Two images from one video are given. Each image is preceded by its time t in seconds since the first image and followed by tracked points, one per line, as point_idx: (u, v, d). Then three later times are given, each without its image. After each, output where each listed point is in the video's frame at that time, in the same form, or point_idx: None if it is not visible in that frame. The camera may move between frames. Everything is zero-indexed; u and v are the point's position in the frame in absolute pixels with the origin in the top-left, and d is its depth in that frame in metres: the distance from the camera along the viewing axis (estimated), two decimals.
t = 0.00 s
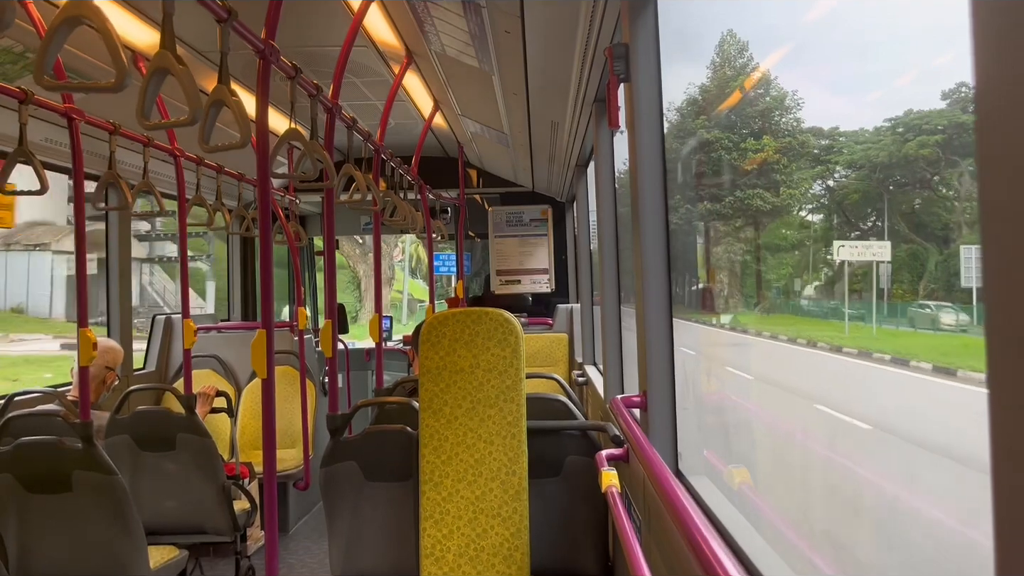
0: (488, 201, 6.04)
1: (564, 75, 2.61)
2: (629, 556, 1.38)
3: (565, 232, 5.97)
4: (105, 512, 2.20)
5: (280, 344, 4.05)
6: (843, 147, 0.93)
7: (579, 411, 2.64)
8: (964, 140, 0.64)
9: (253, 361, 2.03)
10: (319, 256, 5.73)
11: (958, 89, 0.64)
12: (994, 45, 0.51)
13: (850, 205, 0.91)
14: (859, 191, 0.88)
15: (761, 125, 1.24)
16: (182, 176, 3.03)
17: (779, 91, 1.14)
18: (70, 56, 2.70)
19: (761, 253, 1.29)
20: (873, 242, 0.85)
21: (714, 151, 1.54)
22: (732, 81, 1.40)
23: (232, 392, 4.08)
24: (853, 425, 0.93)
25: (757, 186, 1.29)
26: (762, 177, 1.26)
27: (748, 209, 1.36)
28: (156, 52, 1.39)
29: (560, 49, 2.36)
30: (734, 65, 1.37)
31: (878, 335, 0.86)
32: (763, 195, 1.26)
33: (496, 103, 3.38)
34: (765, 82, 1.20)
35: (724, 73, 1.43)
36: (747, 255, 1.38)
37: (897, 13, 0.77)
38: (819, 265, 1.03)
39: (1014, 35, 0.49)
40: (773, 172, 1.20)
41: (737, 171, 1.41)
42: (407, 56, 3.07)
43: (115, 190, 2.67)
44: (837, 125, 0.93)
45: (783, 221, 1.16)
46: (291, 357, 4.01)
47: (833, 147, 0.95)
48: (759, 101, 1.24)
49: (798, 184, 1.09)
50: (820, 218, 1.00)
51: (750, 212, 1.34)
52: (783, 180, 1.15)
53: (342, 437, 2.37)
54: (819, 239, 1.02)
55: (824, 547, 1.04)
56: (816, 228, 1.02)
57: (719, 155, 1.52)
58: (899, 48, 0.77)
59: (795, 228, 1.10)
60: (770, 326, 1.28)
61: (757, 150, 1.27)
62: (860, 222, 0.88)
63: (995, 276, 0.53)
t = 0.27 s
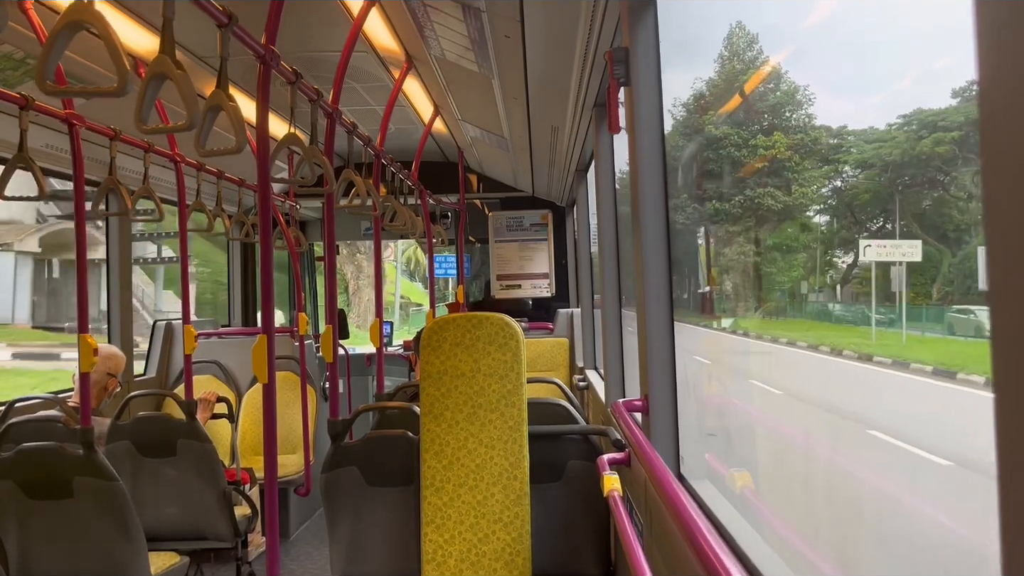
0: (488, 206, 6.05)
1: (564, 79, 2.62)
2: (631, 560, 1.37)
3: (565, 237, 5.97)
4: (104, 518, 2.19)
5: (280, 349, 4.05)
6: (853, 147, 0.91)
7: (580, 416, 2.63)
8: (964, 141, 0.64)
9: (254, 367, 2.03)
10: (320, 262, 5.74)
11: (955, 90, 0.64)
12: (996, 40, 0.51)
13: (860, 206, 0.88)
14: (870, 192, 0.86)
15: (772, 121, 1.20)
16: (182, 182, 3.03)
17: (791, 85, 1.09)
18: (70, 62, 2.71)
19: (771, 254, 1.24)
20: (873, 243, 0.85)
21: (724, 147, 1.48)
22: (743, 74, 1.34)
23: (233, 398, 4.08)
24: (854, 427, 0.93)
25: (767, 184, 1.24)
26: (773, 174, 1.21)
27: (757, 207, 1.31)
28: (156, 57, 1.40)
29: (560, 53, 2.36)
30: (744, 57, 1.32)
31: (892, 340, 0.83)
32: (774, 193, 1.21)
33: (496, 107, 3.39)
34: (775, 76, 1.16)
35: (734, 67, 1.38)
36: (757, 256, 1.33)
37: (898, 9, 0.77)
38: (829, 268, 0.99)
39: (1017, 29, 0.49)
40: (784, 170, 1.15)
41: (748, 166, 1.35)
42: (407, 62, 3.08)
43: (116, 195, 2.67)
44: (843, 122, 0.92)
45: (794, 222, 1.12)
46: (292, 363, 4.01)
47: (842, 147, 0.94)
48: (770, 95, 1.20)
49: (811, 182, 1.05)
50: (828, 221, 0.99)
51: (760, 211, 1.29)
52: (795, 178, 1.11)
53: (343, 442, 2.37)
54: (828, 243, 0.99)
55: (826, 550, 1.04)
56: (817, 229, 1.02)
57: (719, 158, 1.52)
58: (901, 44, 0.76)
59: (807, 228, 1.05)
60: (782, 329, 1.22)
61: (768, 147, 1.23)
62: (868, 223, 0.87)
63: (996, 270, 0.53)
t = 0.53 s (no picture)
0: (487, 214, 6.06)
1: (562, 88, 2.62)
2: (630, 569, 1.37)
3: (564, 245, 5.98)
4: (103, 529, 2.19)
5: (280, 358, 4.05)
6: (861, 148, 0.88)
7: (580, 424, 2.63)
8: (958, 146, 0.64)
9: (253, 376, 2.03)
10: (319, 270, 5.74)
11: (951, 99, 0.64)
12: (992, 47, 0.52)
13: (870, 207, 0.85)
14: (881, 192, 0.82)
15: (782, 118, 1.14)
16: (181, 191, 3.04)
17: (802, 81, 1.04)
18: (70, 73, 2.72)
19: (782, 256, 1.18)
20: (871, 251, 0.86)
21: (733, 145, 1.42)
22: (752, 69, 1.28)
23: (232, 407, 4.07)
24: (853, 434, 0.93)
25: (778, 183, 1.18)
26: (785, 173, 1.15)
27: (768, 208, 1.25)
28: (155, 67, 1.40)
29: (558, 62, 2.37)
30: (753, 52, 1.26)
31: (890, 346, 0.83)
32: (786, 193, 1.15)
33: (494, 116, 3.40)
34: (785, 72, 1.10)
35: (742, 61, 1.31)
36: (767, 259, 1.27)
37: (896, 13, 0.77)
38: (836, 271, 0.96)
39: (1013, 36, 0.50)
40: (797, 168, 1.10)
41: (756, 166, 1.30)
42: (406, 71, 3.09)
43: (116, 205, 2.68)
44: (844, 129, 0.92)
45: (806, 222, 1.07)
46: (291, 372, 4.00)
47: (851, 147, 0.91)
48: (780, 91, 1.14)
49: (824, 181, 1.00)
50: (837, 223, 0.96)
51: (771, 212, 1.23)
52: (808, 176, 1.06)
53: (343, 451, 2.37)
54: (835, 245, 0.96)
55: (825, 558, 1.04)
56: (815, 237, 1.03)
57: (718, 166, 1.53)
58: (899, 49, 0.76)
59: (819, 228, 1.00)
60: (793, 336, 1.17)
61: (778, 145, 1.17)
62: (875, 224, 0.84)
63: (993, 277, 0.53)
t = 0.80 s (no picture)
0: (486, 219, 6.06)
1: (560, 92, 2.62)
2: None
3: (563, 250, 5.98)
4: (100, 536, 2.17)
5: (278, 364, 4.04)
6: (865, 150, 0.86)
7: (579, 430, 2.62)
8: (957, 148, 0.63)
9: (250, 382, 2.02)
10: (317, 276, 5.74)
11: (951, 102, 0.64)
12: (992, 47, 0.51)
13: (881, 208, 0.81)
14: (892, 193, 0.79)
15: (794, 113, 1.08)
16: (179, 197, 3.03)
17: (815, 74, 0.99)
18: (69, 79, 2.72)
19: (793, 259, 1.11)
20: (868, 256, 0.85)
21: (742, 142, 1.35)
22: (762, 62, 1.21)
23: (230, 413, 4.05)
24: (853, 439, 0.93)
25: (790, 182, 1.11)
26: (797, 171, 1.08)
27: (780, 208, 1.17)
28: (154, 74, 1.40)
29: (556, 67, 2.37)
30: (762, 44, 1.19)
31: (887, 351, 0.83)
32: (798, 191, 1.08)
33: (493, 122, 3.40)
34: (796, 64, 1.05)
35: (752, 54, 1.24)
36: (777, 262, 1.19)
37: (895, 14, 0.76)
38: (838, 274, 0.94)
39: (1012, 38, 0.49)
40: (810, 165, 1.03)
41: (763, 166, 1.24)
42: (404, 76, 3.09)
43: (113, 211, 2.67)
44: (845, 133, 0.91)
45: (820, 223, 1.00)
46: (289, 377, 4.00)
47: (855, 148, 0.89)
48: (791, 85, 1.09)
49: (834, 181, 0.95)
50: (835, 229, 0.95)
51: (783, 212, 1.15)
52: (822, 174, 0.99)
53: (340, 457, 2.35)
54: (833, 249, 0.95)
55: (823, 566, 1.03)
56: (813, 240, 1.02)
57: (715, 170, 1.53)
58: (899, 51, 0.76)
59: (831, 229, 0.95)
60: (804, 342, 1.10)
61: (789, 142, 1.11)
62: (887, 226, 0.80)
63: (992, 280, 0.53)
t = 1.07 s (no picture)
0: (487, 219, 6.06)
1: (562, 92, 2.62)
2: None
3: (564, 251, 5.98)
4: (101, 534, 2.18)
5: (279, 363, 4.05)
6: (866, 152, 0.86)
7: (580, 430, 2.62)
8: (959, 151, 0.64)
9: (252, 380, 2.02)
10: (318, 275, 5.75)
11: (952, 104, 0.64)
12: (994, 51, 0.52)
13: (883, 210, 0.82)
14: (900, 193, 0.78)
15: (808, 106, 1.04)
16: (182, 196, 3.03)
17: (828, 66, 0.95)
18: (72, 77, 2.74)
19: (806, 260, 1.07)
20: (871, 258, 0.86)
21: (750, 137, 1.31)
22: (772, 54, 1.16)
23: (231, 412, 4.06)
24: (854, 439, 0.93)
25: (804, 179, 1.06)
26: (810, 168, 1.04)
27: (794, 206, 1.12)
28: (153, 72, 1.41)
29: (557, 67, 2.37)
30: (773, 34, 1.14)
31: (889, 353, 0.83)
32: (813, 188, 1.03)
33: (494, 122, 3.40)
34: (809, 56, 1.01)
35: (761, 44, 1.18)
36: (790, 263, 1.14)
37: (895, 14, 0.77)
38: (840, 276, 0.95)
39: (1013, 43, 0.50)
40: (826, 162, 0.98)
41: (770, 163, 1.21)
42: (407, 76, 3.09)
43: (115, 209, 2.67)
44: (847, 135, 0.91)
45: (836, 222, 0.95)
46: (290, 376, 4.00)
47: (855, 150, 0.89)
48: (803, 78, 1.05)
49: (851, 179, 0.91)
50: (837, 232, 0.95)
51: (795, 210, 1.10)
52: (837, 171, 0.95)
53: (341, 456, 2.36)
54: (835, 251, 0.96)
55: (824, 566, 1.03)
56: (814, 242, 1.03)
57: (716, 172, 1.54)
58: (899, 53, 0.76)
59: (833, 231, 0.95)
60: (815, 345, 1.06)
61: (803, 138, 1.05)
62: (894, 228, 0.79)
63: (993, 284, 0.53)
